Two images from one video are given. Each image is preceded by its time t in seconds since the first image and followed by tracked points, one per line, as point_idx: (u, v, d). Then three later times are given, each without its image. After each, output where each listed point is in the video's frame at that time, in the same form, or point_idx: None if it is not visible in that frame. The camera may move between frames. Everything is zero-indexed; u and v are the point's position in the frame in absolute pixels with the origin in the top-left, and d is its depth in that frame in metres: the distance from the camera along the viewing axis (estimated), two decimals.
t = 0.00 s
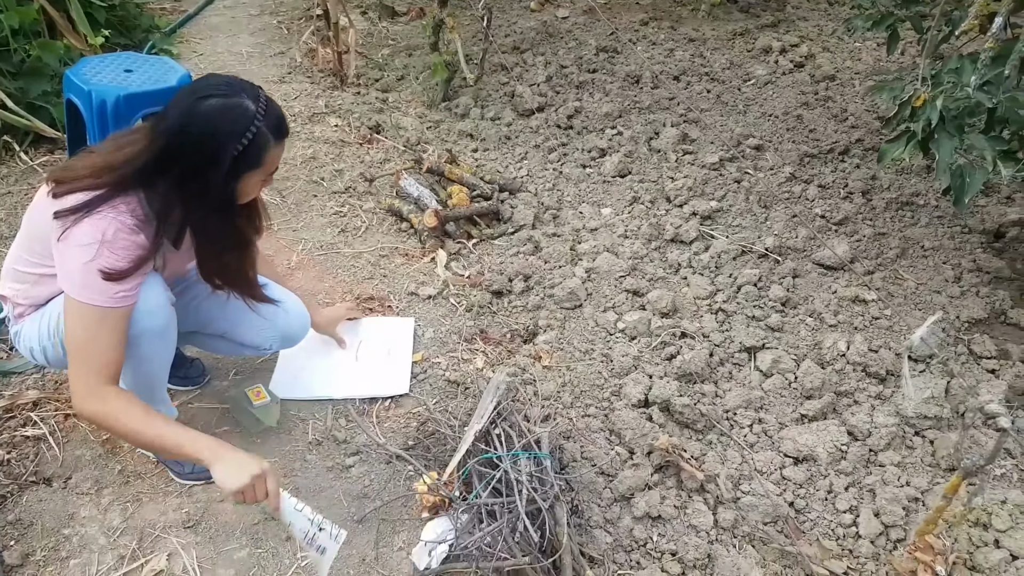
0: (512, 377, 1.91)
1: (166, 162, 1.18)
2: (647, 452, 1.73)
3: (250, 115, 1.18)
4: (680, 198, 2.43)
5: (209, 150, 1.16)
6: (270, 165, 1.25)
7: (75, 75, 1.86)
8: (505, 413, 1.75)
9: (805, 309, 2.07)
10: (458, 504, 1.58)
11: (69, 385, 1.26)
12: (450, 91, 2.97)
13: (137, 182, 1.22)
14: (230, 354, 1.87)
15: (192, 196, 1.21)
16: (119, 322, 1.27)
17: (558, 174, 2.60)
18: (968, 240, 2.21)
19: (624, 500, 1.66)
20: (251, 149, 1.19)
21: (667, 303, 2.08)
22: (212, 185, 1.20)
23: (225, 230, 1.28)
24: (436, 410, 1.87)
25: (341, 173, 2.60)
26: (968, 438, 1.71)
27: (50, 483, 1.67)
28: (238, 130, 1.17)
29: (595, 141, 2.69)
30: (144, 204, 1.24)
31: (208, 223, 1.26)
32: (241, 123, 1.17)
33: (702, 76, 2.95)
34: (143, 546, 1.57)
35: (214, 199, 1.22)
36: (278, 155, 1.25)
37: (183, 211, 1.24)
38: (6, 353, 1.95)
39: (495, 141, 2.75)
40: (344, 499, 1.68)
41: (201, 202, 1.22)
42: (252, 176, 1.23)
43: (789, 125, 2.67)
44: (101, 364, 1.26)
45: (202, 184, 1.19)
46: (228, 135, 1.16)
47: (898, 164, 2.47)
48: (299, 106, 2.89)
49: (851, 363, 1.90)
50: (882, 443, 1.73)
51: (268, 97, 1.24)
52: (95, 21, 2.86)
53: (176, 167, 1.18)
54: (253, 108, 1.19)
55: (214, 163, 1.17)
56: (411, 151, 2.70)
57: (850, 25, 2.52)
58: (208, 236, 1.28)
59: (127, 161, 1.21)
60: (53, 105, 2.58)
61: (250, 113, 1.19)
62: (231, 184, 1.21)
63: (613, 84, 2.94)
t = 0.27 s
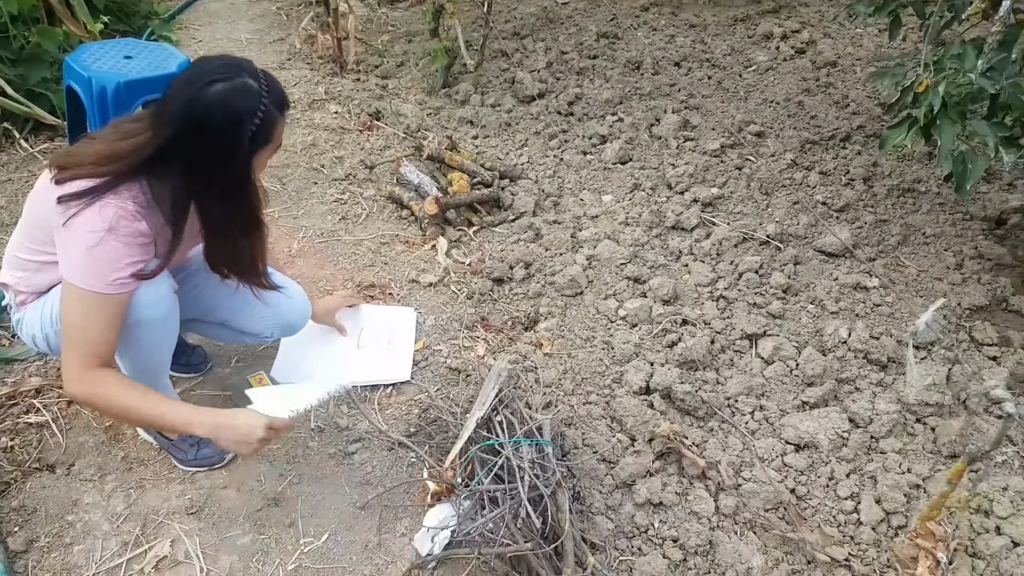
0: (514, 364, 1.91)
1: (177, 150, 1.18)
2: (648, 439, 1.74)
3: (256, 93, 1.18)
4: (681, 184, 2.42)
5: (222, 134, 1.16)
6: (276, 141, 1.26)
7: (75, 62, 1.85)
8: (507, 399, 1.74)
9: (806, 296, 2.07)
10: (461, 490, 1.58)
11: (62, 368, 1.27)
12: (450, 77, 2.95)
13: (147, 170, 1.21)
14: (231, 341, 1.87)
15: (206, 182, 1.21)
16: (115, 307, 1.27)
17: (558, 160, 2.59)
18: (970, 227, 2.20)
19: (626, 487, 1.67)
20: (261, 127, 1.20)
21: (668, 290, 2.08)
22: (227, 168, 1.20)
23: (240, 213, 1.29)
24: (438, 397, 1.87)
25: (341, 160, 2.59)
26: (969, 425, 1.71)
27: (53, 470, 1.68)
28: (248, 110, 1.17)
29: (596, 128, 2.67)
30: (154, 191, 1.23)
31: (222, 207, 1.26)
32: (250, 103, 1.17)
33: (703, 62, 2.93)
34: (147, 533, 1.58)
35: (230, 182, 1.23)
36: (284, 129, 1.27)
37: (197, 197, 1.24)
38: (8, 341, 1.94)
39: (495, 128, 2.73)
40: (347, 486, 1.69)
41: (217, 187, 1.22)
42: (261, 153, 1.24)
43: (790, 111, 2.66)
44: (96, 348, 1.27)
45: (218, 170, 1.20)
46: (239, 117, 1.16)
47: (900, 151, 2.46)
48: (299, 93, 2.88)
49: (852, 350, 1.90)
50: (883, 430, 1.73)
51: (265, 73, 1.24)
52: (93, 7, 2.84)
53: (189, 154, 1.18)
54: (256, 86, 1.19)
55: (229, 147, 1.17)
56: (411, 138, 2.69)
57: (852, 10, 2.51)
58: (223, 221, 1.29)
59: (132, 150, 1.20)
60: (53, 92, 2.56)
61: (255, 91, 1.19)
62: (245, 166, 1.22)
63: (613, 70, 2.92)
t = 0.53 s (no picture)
0: (520, 359, 1.90)
1: (188, 142, 1.18)
2: (654, 435, 1.73)
3: (263, 83, 1.18)
4: (688, 180, 2.41)
5: (231, 126, 1.15)
6: (285, 129, 1.26)
7: (85, 55, 1.85)
8: (513, 395, 1.72)
9: (814, 293, 2.06)
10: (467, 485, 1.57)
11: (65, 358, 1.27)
12: (456, 72, 2.95)
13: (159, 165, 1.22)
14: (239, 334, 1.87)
15: (218, 174, 1.22)
16: (122, 299, 1.27)
17: (564, 155, 2.58)
18: (978, 224, 2.19)
19: (632, 483, 1.66)
20: (269, 117, 1.19)
21: (674, 286, 2.07)
22: (237, 159, 1.20)
23: (252, 204, 1.29)
24: (444, 391, 1.86)
25: (348, 155, 2.59)
26: (978, 423, 1.70)
27: (62, 461, 1.68)
28: (257, 100, 1.16)
29: (602, 123, 2.66)
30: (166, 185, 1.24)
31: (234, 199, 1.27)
32: (258, 94, 1.16)
33: (710, 58, 2.92)
34: (154, 524, 1.58)
35: (240, 174, 1.23)
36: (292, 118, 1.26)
37: (209, 190, 1.24)
38: (18, 332, 1.95)
39: (502, 123, 2.73)
40: (353, 480, 1.68)
41: (228, 179, 1.23)
42: (271, 143, 1.24)
43: (798, 107, 2.64)
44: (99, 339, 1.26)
45: (228, 161, 1.20)
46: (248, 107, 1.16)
47: (908, 147, 2.45)
48: (305, 86, 2.87)
49: (860, 347, 1.90)
50: (891, 428, 1.72)
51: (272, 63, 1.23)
52: None
53: (199, 147, 1.18)
54: (263, 75, 1.19)
55: (239, 138, 1.17)
56: (417, 132, 2.69)
57: (862, 5, 2.49)
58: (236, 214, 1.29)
59: (143, 145, 1.20)
60: (63, 85, 2.56)
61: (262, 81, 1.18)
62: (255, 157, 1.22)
63: (620, 65, 2.91)
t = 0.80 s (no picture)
0: (526, 359, 1.90)
1: (187, 137, 1.18)
2: (660, 436, 1.73)
3: (260, 77, 1.17)
4: (694, 180, 2.41)
5: (223, 117, 1.15)
6: (286, 128, 1.25)
7: (93, 55, 1.85)
8: (519, 395, 1.71)
9: (820, 293, 2.06)
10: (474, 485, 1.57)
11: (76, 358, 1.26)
12: (462, 72, 2.95)
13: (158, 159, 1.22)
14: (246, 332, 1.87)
15: (215, 169, 1.22)
16: (132, 299, 1.27)
17: (570, 155, 2.58)
18: (985, 225, 2.18)
19: (638, 484, 1.66)
20: (264, 113, 1.18)
21: (681, 286, 2.07)
22: (229, 151, 1.19)
23: (246, 199, 1.29)
24: (450, 391, 1.87)
25: (355, 154, 2.59)
26: (985, 424, 1.70)
27: (69, 460, 1.69)
28: (250, 94, 1.16)
29: (608, 123, 2.66)
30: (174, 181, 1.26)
31: (232, 195, 1.26)
32: (253, 89, 1.16)
33: (716, 58, 2.91)
34: (161, 523, 1.58)
35: (232, 168, 1.22)
36: (291, 116, 1.24)
37: (207, 185, 1.24)
38: (26, 331, 1.95)
39: (508, 123, 2.73)
40: (359, 479, 1.69)
41: (222, 172, 1.22)
42: (267, 141, 1.23)
43: (804, 107, 2.64)
44: (111, 340, 1.26)
45: (223, 155, 1.20)
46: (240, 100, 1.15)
47: (915, 148, 2.44)
48: (312, 87, 2.88)
49: (867, 348, 1.89)
50: (898, 429, 1.72)
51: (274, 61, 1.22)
52: None
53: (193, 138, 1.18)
54: (262, 70, 1.18)
55: (230, 130, 1.17)
56: (423, 132, 2.69)
57: (869, 6, 2.48)
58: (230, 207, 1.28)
59: (148, 143, 1.21)
60: (71, 85, 2.58)
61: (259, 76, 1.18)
62: (250, 152, 1.21)
63: (626, 66, 2.91)
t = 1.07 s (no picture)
0: (529, 358, 1.91)
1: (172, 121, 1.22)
2: (663, 435, 1.73)
3: (241, 70, 1.18)
4: (697, 179, 2.41)
5: (196, 99, 1.17)
6: (266, 129, 1.24)
7: (96, 53, 1.86)
8: (521, 394, 1.71)
9: (823, 293, 2.06)
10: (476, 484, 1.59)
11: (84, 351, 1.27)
12: (466, 70, 2.95)
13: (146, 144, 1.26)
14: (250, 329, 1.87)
15: (187, 154, 1.23)
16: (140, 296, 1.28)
17: (574, 154, 2.59)
18: (989, 225, 2.18)
19: (640, 483, 1.67)
20: (236, 105, 1.18)
21: (684, 285, 2.08)
22: (198, 137, 1.20)
23: (219, 196, 1.28)
24: (452, 389, 1.87)
25: (358, 153, 2.60)
26: (987, 424, 1.70)
27: (71, 458, 1.69)
28: (224, 82, 1.17)
29: (612, 122, 2.67)
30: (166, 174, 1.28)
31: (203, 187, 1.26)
32: (228, 78, 1.17)
33: (720, 57, 2.91)
34: (163, 521, 1.59)
35: (201, 156, 1.22)
36: (273, 119, 1.23)
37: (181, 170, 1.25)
38: (28, 329, 1.96)
39: (511, 122, 2.73)
40: (362, 477, 1.69)
41: (193, 159, 1.23)
42: (242, 137, 1.23)
43: (808, 107, 2.64)
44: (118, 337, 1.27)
45: (193, 139, 1.21)
46: (216, 86, 1.17)
47: (918, 148, 2.44)
48: (316, 85, 2.88)
49: (869, 347, 1.90)
50: (900, 429, 1.72)
51: (274, 63, 1.24)
52: None
53: (172, 119, 1.21)
54: (249, 66, 1.20)
55: (197, 115, 1.18)
56: (427, 131, 2.69)
57: (872, 5, 2.48)
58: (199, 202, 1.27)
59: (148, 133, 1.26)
60: (74, 83, 2.58)
61: (245, 70, 1.19)
62: (220, 141, 1.21)
63: (630, 65, 2.91)
